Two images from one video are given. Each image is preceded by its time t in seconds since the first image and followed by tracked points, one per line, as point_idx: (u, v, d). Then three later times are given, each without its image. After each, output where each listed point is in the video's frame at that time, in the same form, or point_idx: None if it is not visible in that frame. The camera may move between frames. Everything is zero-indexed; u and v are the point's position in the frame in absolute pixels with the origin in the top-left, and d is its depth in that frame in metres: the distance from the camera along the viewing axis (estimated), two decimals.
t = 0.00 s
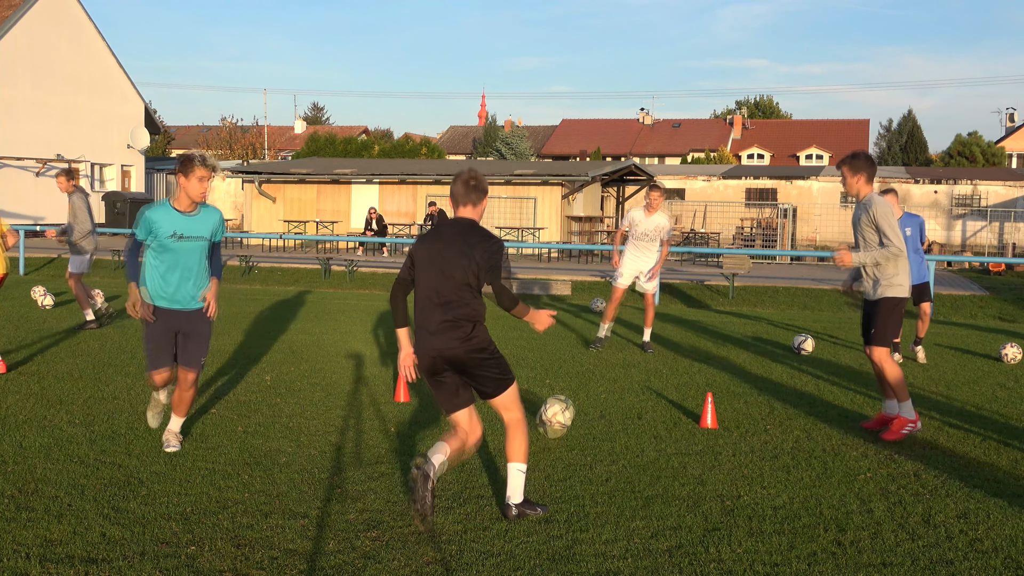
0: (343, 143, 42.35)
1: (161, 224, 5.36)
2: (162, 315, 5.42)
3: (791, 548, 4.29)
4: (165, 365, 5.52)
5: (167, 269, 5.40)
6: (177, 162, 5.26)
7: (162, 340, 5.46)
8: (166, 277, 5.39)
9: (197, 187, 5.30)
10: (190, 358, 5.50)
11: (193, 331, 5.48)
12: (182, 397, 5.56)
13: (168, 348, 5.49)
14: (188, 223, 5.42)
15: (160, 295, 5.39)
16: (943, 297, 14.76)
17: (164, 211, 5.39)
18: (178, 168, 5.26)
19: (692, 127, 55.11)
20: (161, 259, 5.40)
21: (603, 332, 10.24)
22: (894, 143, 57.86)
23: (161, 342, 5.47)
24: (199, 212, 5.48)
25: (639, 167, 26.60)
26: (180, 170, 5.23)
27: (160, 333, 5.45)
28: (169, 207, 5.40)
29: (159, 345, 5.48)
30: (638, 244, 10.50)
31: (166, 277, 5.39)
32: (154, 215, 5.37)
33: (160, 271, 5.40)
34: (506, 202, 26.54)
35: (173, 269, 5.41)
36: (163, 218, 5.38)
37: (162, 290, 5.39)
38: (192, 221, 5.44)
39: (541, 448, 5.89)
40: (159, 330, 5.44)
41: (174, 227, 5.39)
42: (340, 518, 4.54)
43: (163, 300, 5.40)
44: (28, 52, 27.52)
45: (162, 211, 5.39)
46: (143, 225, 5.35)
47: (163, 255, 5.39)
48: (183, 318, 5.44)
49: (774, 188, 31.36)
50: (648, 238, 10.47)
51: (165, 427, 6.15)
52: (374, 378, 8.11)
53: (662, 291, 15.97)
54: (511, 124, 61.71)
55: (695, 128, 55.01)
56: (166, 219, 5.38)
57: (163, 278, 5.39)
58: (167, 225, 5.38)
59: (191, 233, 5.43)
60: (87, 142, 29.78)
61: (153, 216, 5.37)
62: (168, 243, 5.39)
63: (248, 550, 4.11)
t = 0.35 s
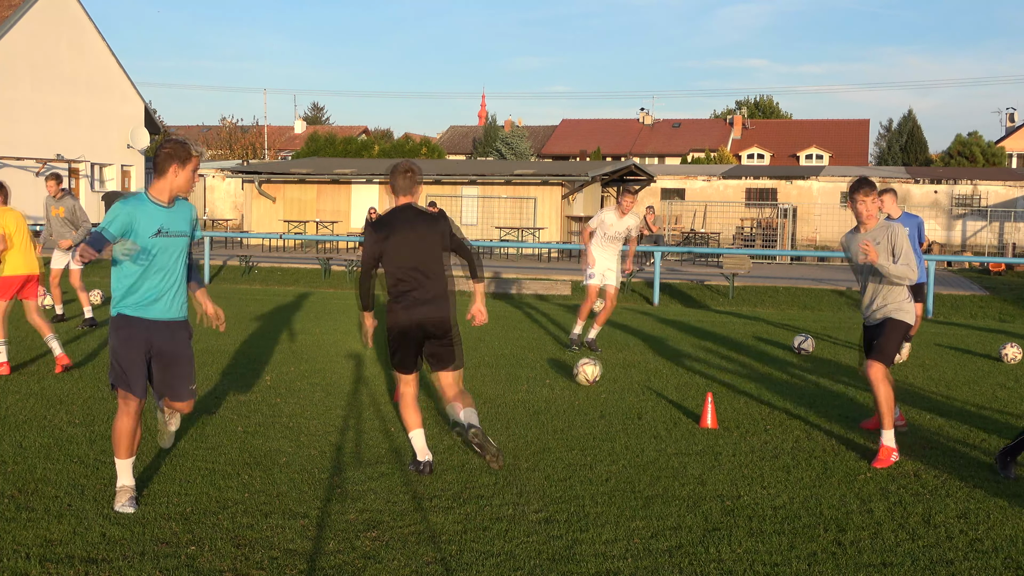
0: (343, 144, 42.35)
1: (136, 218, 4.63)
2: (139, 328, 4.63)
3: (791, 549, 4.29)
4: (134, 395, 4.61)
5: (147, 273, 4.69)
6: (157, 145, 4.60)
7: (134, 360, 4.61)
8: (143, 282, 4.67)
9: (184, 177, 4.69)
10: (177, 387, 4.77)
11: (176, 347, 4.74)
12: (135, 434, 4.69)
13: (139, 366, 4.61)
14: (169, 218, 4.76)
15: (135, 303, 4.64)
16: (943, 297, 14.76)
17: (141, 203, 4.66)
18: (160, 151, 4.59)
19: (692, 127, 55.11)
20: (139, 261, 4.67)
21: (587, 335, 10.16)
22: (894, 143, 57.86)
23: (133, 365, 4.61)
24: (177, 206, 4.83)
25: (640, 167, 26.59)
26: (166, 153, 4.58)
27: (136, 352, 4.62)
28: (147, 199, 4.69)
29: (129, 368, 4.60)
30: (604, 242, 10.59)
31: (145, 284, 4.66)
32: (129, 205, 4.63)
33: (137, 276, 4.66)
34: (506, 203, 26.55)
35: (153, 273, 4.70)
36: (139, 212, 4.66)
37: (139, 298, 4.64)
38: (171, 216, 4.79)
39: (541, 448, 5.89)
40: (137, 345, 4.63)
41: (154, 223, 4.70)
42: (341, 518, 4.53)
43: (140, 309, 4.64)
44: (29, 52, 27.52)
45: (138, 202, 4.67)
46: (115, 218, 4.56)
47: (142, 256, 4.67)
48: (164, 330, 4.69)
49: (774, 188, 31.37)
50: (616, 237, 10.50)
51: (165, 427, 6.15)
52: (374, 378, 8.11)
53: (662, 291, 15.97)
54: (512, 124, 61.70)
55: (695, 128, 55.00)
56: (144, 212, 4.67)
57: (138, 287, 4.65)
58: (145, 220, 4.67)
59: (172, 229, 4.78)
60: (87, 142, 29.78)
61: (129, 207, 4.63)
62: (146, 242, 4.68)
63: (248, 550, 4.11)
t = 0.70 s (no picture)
0: (343, 143, 42.34)
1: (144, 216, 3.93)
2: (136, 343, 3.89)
3: (792, 548, 4.29)
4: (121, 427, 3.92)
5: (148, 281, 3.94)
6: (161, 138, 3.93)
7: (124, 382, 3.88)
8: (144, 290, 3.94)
9: (194, 172, 4.04)
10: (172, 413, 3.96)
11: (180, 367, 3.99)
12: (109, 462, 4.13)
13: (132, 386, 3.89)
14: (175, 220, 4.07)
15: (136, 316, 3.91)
16: (942, 297, 14.76)
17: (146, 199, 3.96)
18: (165, 145, 3.93)
19: (692, 127, 55.10)
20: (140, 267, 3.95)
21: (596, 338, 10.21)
22: (894, 143, 57.86)
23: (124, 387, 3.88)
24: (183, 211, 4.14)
25: (640, 167, 26.59)
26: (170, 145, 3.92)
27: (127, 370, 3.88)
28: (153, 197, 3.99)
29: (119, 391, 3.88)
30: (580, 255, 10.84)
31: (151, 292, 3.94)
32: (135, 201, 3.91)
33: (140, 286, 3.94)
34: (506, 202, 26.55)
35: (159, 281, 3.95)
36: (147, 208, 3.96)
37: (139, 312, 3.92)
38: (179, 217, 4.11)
39: (541, 448, 5.89)
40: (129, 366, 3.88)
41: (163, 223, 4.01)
42: (341, 518, 4.53)
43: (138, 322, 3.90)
44: (29, 52, 27.52)
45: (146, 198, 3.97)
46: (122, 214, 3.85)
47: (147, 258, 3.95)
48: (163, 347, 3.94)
49: (774, 188, 31.37)
50: (591, 251, 10.88)
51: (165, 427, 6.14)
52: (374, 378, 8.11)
53: (662, 291, 15.97)
54: (512, 124, 61.70)
55: (695, 128, 54.99)
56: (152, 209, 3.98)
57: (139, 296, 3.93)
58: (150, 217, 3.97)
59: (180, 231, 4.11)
60: (87, 142, 29.77)
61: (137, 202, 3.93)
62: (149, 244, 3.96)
63: (249, 550, 4.11)
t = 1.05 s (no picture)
0: (343, 143, 42.35)
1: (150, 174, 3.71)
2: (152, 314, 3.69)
3: (791, 549, 4.29)
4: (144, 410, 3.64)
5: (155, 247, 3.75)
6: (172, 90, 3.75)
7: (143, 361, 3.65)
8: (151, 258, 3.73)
9: (203, 130, 3.85)
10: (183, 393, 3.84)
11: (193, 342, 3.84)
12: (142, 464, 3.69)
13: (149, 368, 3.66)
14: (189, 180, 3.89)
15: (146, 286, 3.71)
16: (943, 297, 14.75)
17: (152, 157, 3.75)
18: (173, 99, 3.74)
19: (692, 127, 55.09)
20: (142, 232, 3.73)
21: (591, 329, 10.36)
22: (894, 143, 57.86)
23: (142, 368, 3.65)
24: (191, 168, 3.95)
25: (640, 167, 26.58)
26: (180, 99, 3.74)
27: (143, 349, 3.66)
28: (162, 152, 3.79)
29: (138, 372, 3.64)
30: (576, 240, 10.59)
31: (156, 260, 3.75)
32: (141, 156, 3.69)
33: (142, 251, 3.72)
34: (506, 202, 26.55)
35: (169, 247, 3.78)
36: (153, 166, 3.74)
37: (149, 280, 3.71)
38: (190, 177, 3.90)
39: (542, 448, 5.89)
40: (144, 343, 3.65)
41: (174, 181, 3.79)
42: (340, 518, 4.53)
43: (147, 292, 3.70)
44: (29, 52, 27.51)
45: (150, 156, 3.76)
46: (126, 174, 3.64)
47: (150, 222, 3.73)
48: (177, 319, 3.77)
49: (774, 188, 31.37)
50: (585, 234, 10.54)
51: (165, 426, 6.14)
52: (374, 378, 8.11)
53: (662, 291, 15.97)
54: (512, 124, 61.71)
55: (695, 128, 54.99)
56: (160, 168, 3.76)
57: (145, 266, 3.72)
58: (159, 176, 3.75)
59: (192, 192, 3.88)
60: (87, 142, 29.77)
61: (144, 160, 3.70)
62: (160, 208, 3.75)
63: (248, 550, 4.11)
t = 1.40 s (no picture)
0: (343, 144, 42.36)
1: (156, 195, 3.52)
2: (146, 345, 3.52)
3: (791, 548, 4.29)
4: (143, 442, 3.48)
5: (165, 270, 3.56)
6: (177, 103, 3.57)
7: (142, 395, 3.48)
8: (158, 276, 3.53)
9: (208, 140, 3.62)
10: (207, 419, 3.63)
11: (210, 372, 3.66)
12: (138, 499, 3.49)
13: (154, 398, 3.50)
14: (193, 195, 3.67)
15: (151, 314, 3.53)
16: (943, 297, 14.75)
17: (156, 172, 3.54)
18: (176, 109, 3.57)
19: (692, 127, 55.10)
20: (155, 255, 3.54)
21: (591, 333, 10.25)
22: (894, 143, 57.82)
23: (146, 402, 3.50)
24: (196, 182, 3.73)
25: (640, 167, 26.59)
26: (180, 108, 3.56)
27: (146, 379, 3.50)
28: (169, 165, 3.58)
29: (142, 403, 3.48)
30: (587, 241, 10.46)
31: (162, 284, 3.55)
32: (143, 173, 3.48)
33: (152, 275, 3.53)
34: (506, 202, 26.53)
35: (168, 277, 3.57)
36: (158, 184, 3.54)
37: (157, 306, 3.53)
38: (194, 194, 3.68)
39: (541, 448, 5.89)
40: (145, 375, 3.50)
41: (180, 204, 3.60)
42: (340, 518, 4.53)
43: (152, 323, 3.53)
44: (29, 52, 27.50)
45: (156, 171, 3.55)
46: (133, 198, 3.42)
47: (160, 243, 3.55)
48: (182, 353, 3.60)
49: (774, 188, 31.37)
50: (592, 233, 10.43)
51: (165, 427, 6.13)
52: (374, 378, 8.11)
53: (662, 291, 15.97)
54: (512, 124, 61.71)
55: (695, 127, 54.99)
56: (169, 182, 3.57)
57: (150, 290, 3.51)
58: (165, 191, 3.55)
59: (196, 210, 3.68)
60: (87, 142, 29.78)
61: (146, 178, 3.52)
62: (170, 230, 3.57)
63: (249, 551, 4.11)
